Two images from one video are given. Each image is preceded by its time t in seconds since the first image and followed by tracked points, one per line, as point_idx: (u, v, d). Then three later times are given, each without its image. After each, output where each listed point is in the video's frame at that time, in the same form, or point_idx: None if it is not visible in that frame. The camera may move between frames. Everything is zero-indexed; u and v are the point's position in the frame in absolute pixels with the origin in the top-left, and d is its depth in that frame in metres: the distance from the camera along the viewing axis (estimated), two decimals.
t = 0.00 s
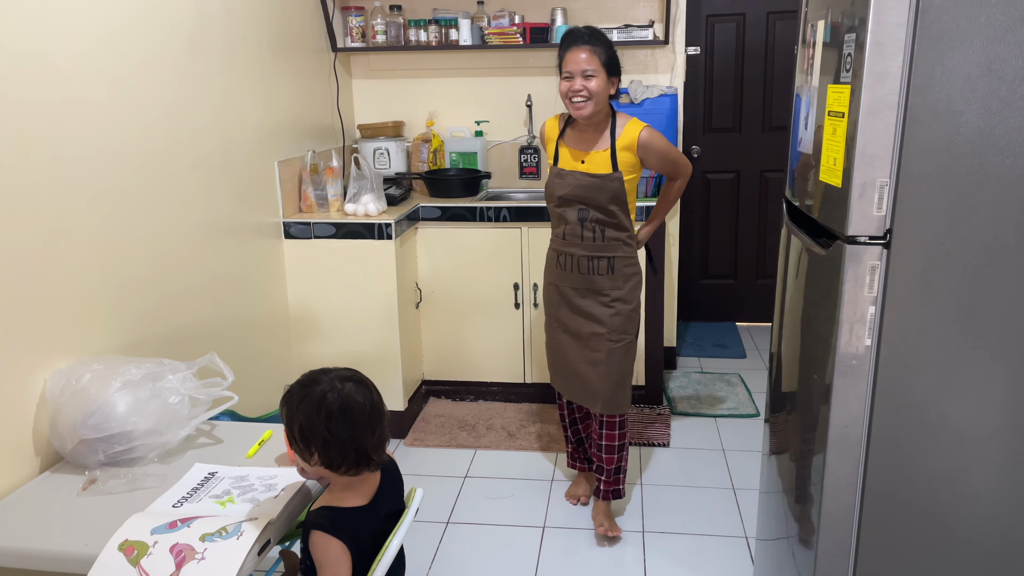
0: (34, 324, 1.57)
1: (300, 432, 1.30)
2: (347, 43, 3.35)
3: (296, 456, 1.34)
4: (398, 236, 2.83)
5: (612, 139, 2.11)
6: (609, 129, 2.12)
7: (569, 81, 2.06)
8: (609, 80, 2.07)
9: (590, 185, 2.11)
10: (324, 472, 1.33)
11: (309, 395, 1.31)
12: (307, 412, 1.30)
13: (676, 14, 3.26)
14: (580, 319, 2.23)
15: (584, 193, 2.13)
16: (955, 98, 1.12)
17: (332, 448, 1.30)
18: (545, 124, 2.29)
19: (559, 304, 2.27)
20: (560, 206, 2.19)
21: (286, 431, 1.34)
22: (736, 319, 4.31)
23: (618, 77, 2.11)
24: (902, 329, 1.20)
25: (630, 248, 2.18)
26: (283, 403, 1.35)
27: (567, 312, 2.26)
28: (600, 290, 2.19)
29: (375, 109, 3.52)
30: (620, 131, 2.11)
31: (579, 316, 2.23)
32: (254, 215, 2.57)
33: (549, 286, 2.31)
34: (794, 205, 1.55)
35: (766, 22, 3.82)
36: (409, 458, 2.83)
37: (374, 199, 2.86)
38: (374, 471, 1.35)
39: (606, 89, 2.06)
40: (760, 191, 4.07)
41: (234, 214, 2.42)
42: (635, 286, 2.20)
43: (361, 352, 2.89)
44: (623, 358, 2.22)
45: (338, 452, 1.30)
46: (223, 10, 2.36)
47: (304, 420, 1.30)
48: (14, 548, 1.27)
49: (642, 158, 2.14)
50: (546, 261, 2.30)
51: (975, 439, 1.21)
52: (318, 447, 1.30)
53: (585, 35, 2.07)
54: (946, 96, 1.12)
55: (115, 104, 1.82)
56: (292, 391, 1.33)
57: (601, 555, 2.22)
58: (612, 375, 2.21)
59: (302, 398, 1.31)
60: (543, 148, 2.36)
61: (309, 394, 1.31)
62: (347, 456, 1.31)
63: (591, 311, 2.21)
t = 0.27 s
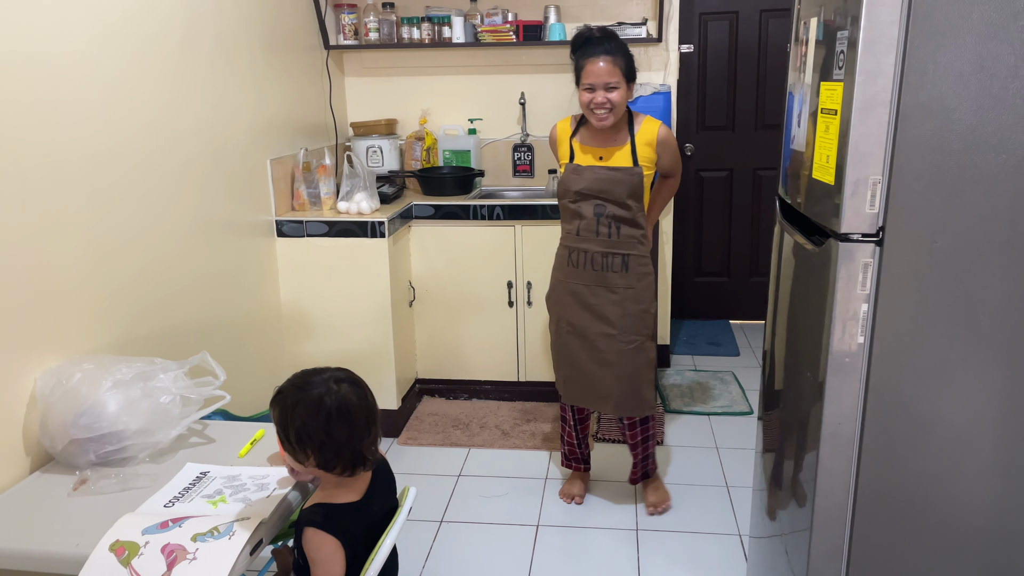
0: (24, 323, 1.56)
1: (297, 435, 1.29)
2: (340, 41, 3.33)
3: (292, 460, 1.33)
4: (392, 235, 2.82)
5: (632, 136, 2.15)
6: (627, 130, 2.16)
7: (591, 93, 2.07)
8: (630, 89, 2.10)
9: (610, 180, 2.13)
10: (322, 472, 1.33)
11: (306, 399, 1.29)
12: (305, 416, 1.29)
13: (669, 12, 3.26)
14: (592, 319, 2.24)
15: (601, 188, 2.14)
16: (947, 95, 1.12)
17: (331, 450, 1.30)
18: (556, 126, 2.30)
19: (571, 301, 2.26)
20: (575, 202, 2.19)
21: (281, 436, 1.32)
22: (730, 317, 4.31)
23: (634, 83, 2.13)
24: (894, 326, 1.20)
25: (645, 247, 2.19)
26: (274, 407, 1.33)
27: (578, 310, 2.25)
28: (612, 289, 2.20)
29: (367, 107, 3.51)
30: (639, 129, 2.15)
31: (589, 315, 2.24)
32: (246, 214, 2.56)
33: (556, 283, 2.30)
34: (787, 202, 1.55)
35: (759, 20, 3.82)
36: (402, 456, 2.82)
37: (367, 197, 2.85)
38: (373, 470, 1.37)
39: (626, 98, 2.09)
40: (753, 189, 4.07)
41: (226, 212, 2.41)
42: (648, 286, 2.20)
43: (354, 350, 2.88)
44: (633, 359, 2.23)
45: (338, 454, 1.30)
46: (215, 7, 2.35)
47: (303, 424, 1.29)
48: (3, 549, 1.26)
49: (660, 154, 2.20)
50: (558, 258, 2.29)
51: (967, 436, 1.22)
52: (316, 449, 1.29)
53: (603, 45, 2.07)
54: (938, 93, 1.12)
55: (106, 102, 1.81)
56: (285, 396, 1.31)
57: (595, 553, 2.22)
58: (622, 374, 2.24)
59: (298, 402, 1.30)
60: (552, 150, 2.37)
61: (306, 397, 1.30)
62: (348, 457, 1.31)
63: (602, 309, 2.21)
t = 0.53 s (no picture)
0: (15, 323, 1.55)
1: (311, 435, 1.29)
2: (333, 39, 3.32)
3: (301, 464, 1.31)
4: (386, 233, 2.82)
5: (658, 132, 2.19)
6: (653, 126, 2.19)
7: (628, 91, 2.05)
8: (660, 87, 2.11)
9: (645, 176, 2.14)
10: (325, 469, 1.34)
11: (311, 399, 1.29)
12: (315, 416, 1.29)
13: (663, 10, 3.26)
14: (637, 319, 2.22)
15: (636, 185, 2.15)
16: (941, 94, 1.12)
17: (344, 444, 1.31)
18: (573, 127, 2.26)
19: (610, 306, 2.22)
20: (609, 201, 2.18)
21: (287, 442, 1.30)
22: (724, 316, 4.32)
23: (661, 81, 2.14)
24: (888, 324, 1.20)
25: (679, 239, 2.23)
26: (272, 415, 1.31)
27: (619, 313, 2.22)
28: (655, 285, 2.20)
29: (361, 106, 3.50)
30: (665, 124, 2.20)
31: (635, 316, 2.21)
32: (239, 212, 2.55)
33: (592, 290, 2.25)
34: (781, 200, 1.55)
35: (753, 19, 3.83)
36: (396, 456, 2.82)
37: (361, 196, 2.85)
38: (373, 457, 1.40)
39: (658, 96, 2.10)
40: (747, 188, 4.08)
41: (219, 211, 2.40)
42: (687, 277, 2.23)
43: (348, 350, 2.87)
44: (680, 351, 2.25)
45: (349, 447, 1.32)
46: (207, 5, 2.34)
47: (314, 424, 1.29)
48: None
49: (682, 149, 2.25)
50: (589, 262, 2.25)
51: (961, 434, 1.22)
52: (329, 446, 1.30)
53: (635, 42, 2.07)
54: (932, 92, 1.12)
55: (97, 99, 1.80)
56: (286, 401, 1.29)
57: (590, 552, 2.22)
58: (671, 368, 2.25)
59: (304, 404, 1.29)
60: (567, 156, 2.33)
61: (311, 398, 1.29)
62: (356, 448, 1.34)
63: (649, 308, 2.21)
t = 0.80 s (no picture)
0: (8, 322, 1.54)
1: (320, 424, 1.32)
2: (328, 38, 3.32)
3: (306, 455, 1.33)
4: (381, 233, 2.81)
5: (669, 131, 2.16)
6: (665, 122, 2.16)
7: (638, 85, 2.05)
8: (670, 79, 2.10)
9: (653, 177, 2.14)
10: (326, 460, 1.36)
11: (318, 387, 1.32)
12: (324, 404, 1.32)
13: (659, 9, 3.26)
14: (645, 319, 2.22)
15: (643, 186, 2.15)
16: (935, 93, 1.12)
17: (350, 432, 1.36)
18: (585, 123, 2.25)
19: (619, 305, 2.22)
20: (617, 202, 2.18)
21: (293, 432, 1.32)
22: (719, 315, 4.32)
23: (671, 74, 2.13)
24: (882, 323, 1.21)
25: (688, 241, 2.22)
26: (277, 406, 1.32)
27: (627, 313, 2.22)
28: (663, 286, 2.20)
29: (356, 105, 3.50)
30: (676, 122, 2.16)
31: (642, 316, 2.21)
32: (233, 211, 2.54)
33: (601, 287, 2.25)
34: (775, 199, 1.55)
35: (749, 18, 3.83)
36: (392, 455, 2.81)
37: (356, 195, 2.84)
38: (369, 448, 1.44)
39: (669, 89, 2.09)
40: (743, 187, 4.08)
41: (213, 210, 2.39)
42: (694, 278, 2.23)
43: (343, 349, 2.87)
44: (687, 351, 2.26)
45: (353, 434, 1.37)
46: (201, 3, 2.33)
47: (323, 412, 1.32)
48: None
49: (695, 148, 2.20)
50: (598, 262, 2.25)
51: (955, 433, 1.22)
52: (336, 434, 1.34)
53: (642, 36, 2.06)
54: (926, 91, 1.12)
55: (90, 97, 1.79)
56: (293, 390, 1.32)
57: (586, 551, 2.22)
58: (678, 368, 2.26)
59: (311, 393, 1.32)
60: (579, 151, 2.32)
61: (317, 387, 1.33)
62: (358, 436, 1.38)
63: (656, 308, 2.21)
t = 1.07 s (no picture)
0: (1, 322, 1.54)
1: (324, 413, 1.33)
2: (323, 37, 3.31)
3: (306, 446, 1.34)
4: (376, 232, 2.81)
5: (663, 134, 2.12)
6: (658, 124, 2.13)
7: (628, 87, 2.04)
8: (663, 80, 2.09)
9: (641, 180, 2.10)
10: (326, 452, 1.36)
11: (323, 378, 1.34)
12: (328, 394, 1.34)
13: (655, 9, 3.26)
14: (633, 320, 2.22)
15: (632, 189, 2.12)
16: (930, 93, 1.12)
17: (352, 424, 1.37)
18: (582, 122, 2.27)
19: (608, 304, 2.24)
20: (608, 203, 2.16)
21: (295, 421, 1.33)
22: (715, 315, 4.32)
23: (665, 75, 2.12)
24: (877, 324, 1.21)
25: (682, 242, 2.18)
26: (281, 394, 1.33)
27: (617, 312, 2.23)
28: (653, 287, 2.19)
29: (352, 104, 3.49)
30: (669, 124, 2.12)
31: (630, 316, 2.22)
32: (228, 211, 2.53)
33: (597, 285, 2.27)
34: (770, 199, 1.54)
35: (744, 19, 3.84)
36: (387, 456, 2.81)
37: (351, 195, 2.84)
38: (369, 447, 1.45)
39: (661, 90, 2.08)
40: (738, 187, 4.09)
41: (208, 210, 2.38)
42: (688, 279, 2.20)
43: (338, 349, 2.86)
44: (676, 353, 2.25)
45: (354, 428, 1.37)
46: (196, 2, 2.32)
47: (327, 403, 1.33)
48: None
49: (690, 151, 2.16)
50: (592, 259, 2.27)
51: (951, 434, 1.22)
52: (337, 425, 1.34)
53: (634, 37, 2.05)
54: (921, 92, 1.12)
55: (84, 97, 1.78)
56: (298, 379, 1.33)
57: (581, 552, 2.22)
58: (666, 371, 2.25)
59: (315, 383, 1.33)
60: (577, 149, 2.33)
61: (322, 377, 1.34)
62: (359, 431, 1.39)
63: (645, 310, 2.20)
